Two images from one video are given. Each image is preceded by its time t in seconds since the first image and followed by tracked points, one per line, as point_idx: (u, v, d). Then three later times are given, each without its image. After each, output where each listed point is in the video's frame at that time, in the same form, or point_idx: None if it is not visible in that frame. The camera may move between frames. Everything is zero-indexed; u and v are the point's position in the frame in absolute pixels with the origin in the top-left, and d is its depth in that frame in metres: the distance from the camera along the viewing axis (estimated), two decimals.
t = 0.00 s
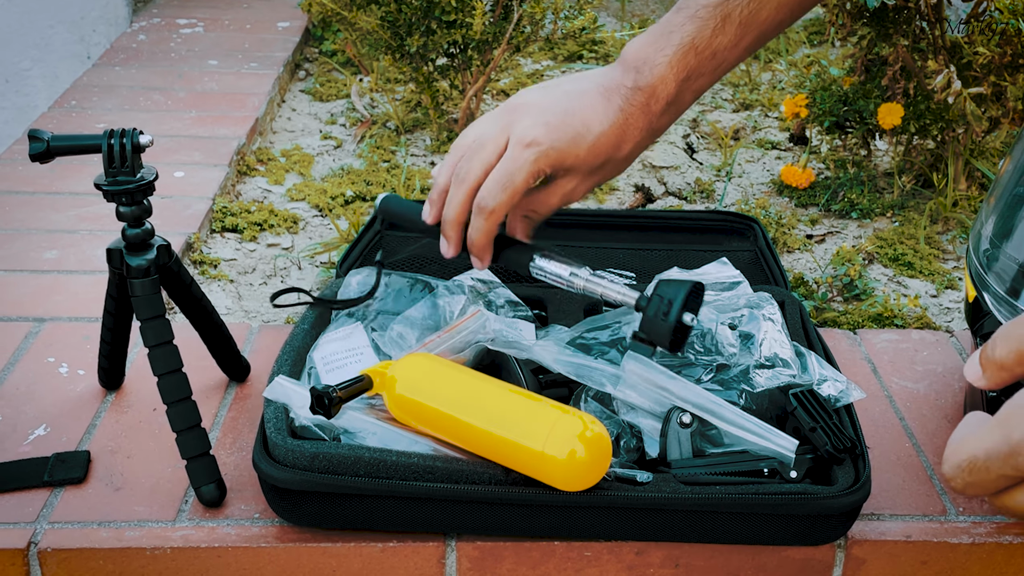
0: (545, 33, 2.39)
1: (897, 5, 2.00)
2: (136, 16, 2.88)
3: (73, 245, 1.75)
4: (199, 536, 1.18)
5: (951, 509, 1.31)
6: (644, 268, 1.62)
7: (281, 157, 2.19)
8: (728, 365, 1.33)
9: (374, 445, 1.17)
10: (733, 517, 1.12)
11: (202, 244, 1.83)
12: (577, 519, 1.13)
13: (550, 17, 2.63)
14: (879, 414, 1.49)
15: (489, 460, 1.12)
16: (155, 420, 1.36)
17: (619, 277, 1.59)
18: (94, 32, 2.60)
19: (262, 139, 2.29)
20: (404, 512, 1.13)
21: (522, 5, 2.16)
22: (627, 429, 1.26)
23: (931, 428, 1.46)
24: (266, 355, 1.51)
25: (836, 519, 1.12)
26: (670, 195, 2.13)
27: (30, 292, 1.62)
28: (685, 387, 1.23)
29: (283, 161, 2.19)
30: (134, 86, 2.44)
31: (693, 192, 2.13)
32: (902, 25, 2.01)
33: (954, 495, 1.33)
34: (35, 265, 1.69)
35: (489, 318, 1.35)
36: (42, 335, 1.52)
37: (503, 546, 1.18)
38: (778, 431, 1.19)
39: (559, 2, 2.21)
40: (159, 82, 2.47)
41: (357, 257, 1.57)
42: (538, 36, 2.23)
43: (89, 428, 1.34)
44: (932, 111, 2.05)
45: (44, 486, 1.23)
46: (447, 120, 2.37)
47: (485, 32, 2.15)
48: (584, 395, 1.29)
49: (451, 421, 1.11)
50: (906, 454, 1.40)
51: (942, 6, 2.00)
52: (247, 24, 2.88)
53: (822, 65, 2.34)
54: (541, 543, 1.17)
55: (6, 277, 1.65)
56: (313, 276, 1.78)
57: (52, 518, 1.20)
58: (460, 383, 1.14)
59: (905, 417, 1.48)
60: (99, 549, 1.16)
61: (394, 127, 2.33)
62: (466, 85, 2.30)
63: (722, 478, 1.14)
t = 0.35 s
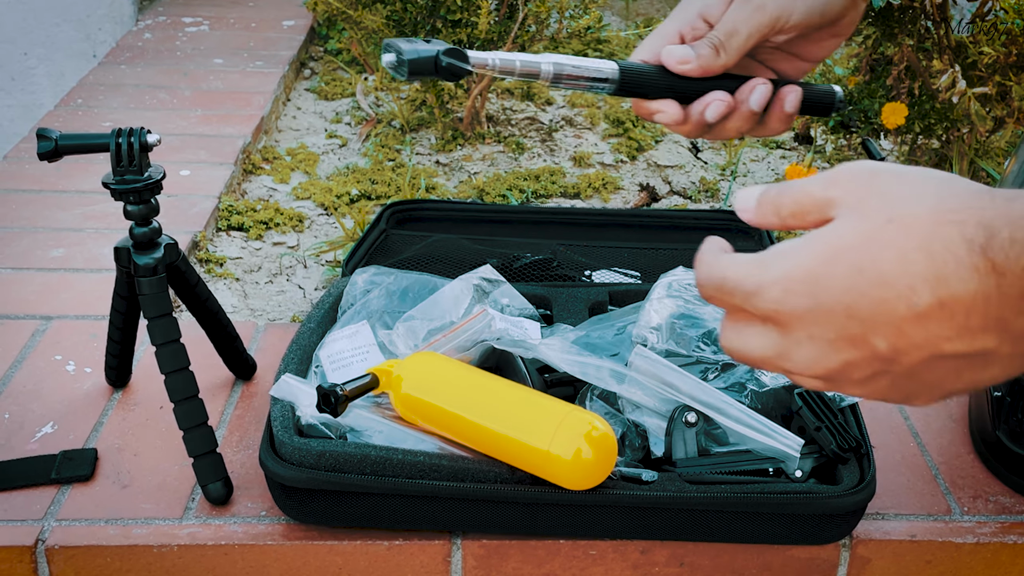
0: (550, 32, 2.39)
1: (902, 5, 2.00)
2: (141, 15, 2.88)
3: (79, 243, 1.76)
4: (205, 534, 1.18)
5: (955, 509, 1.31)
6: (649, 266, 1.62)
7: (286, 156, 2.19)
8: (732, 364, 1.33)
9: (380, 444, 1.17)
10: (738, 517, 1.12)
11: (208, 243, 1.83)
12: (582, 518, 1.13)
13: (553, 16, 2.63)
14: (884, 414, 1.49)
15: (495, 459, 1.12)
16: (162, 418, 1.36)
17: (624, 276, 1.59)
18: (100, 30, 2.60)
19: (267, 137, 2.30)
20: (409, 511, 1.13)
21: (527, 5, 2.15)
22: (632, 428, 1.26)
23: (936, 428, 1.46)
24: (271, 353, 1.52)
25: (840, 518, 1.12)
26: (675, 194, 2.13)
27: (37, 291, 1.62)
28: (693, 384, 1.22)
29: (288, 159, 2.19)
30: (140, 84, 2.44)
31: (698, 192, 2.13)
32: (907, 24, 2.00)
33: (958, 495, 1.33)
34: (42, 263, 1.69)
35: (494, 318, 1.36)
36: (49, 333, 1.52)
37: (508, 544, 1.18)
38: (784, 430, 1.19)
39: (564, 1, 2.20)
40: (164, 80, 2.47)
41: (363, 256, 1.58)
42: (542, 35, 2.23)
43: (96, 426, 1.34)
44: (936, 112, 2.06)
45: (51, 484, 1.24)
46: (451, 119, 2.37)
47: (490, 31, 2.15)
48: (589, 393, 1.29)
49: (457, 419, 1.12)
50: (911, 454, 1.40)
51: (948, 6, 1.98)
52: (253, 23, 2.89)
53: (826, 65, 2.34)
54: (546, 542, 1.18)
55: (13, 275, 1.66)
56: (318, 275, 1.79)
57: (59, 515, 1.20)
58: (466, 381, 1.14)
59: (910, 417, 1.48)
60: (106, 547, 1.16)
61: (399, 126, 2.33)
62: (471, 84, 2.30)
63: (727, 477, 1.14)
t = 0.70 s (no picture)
0: (552, 32, 2.39)
1: (904, 5, 1.99)
2: (143, 15, 2.88)
3: (81, 243, 1.76)
4: (206, 534, 1.18)
5: (955, 510, 1.31)
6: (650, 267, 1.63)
7: (288, 156, 2.20)
8: (733, 364, 1.33)
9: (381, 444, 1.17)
10: (738, 517, 1.13)
11: (210, 243, 1.83)
12: (583, 519, 1.13)
13: (556, 16, 2.62)
14: (885, 415, 1.49)
15: (496, 460, 1.12)
16: (163, 418, 1.37)
17: (625, 277, 1.60)
18: (102, 29, 2.60)
19: (269, 137, 2.30)
20: (410, 511, 1.14)
21: (529, 5, 2.15)
22: (633, 428, 1.26)
23: (936, 429, 1.46)
24: (273, 352, 1.52)
25: (841, 519, 1.13)
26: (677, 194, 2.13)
27: (39, 291, 1.63)
28: (694, 384, 1.23)
29: (290, 159, 2.19)
30: (142, 84, 2.45)
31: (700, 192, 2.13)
32: (907, 24, 2.01)
33: (958, 496, 1.33)
34: (44, 263, 1.70)
35: (495, 318, 1.36)
36: (51, 333, 1.53)
37: (509, 544, 1.18)
38: (785, 431, 1.19)
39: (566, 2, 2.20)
40: (166, 80, 2.47)
41: (364, 256, 1.58)
42: (544, 35, 2.22)
43: (97, 426, 1.35)
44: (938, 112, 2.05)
45: (52, 483, 1.24)
46: (453, 119, 2.37)
47: (491, 31, 2.15)
48: (590, 394, 1.30)
49: (458, 420, 1.12)
50: (912, 455, 1.40)
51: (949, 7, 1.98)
52: (255, 23, 2.89)
53: (827, 65, 2.34)
54: (547, 543, 1.18)
55: (15, 274, 1.66)
56: (320, 275, 1.79)
57: (61, 515, 1.20)
58: (468, 382, 1.15)
59: (910, 417, 1.48)
60: (108, 546, 1.17)
61: (401, 126, 2.33)
62: (473, 84, 2.30)
63: (727, 478, 1.14)
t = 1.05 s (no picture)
0: (552, 31, 2.39)
1: (903, 5, 1.99)
2: (144, 14, 2.89)
3: (81, 242, 1.76)
4: (206, 534, 1.19)
5: (955, 511, 1.31)
6: (650, 267, 1.63)
7: (288, 155, 2.20)
8: (733, 364, 1.33)
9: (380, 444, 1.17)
10: (736, 517, 1.13)
11: (210, 242, 1.83)
12: (581, 519, 1.13)
13: (557, 17, 2.62)
14: (884, 415, 1.49)
15: (495, 460, 1.12)
16: (163, 418, 1.37)
17: (625, 276, 1.60)
18: (103, 29, 2.60)
19: (270, 136, 2.30)
20: (409, 511, 1.14)
21: (529, 5, 2.15)
22: (632, 429, 1.26)
23: (936, 429, 1.46)
24: (273, 352, 1.52)
25: (839, 519, 1.13)
26: (676, 194, 2.13)
27: (39, 290, 1.63)
28: (693, 384, 1.23)
29: (290, 159, 2.20)
30: (143, 83, 2.45)
31: (699, 192, 2.13)
32: (908, 25, 2.01)
33: (958, 496, 1.33)
34: (44, 262, 1.70)
35: (494, 318, 1.36)
36: (50, 332, 1.53)
37: (508, 544, 1.18)
38: (784, 431, 1.19)
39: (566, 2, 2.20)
40: (167, 80, 2.48)
41: (364, 256, 1.58)
42: (544, 35, 2.21)
43: (97, 425, 1.35)
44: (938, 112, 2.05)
45: (52, 483, 1.25)
46: (453, 118, 2.37)
47: (491, 31, 2.16)
48: (589, 394, 1.30)
49: (457, 420, 1.12)
50: (911, 455, 1.41)
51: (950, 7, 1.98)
52: (255, 22, 2.89)
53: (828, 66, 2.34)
54: (545, 543, 1.18)
55: (16, 274, 1.67)
56: (320, 274, 1.79)
57: (61, 514, 1.21)
58: (467, 382, 1.15)
59: (910, 418, 1.48)
60: (107, 546, 1.17)
61: (401, 125, 2.34)
62: (473, 83, 2.30)
63: (726, 478, 1.14)
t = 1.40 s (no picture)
0: (552, 30, 2.38)
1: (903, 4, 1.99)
2: (143, 13, 2.88)
3: (80, 241, 1.76)
4: (205, 532, 1.18)
5: (955, 510, 1.31)
6: (649, 265, 1.62)
7: (287, 154, 2.19)
8: (732, 363, 1.33)
9: (378, 442, 1.17)
10: (736, 517, 1.12)
11: (208, 241, 1.83)
12: (580, 518, 1.13)
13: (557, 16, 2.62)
14: (884, 414, 1.48)
15: (494, 458, 1.12)
16: (162, 416, 1.37)
17: (624, 275, 1.59)
18: (102, 28, 2.60)
19: (269, 135, 2.30)
20: (408, 509, 1.13)
21: (528, 4, 2.14)
22: (632, 427, 1.26)
23: (936, 428, 1.46)
24: (271, 351, 1.52)
25: (839, 518, 1.12)
26: (676, 193, 2.12)
27: (38, 288, 1.62)
28: (693, 383, 1.23)
29: (289, 157, 2.19)
30: (142, 82, 2.44)
31: (700, 190, 2.12)
32: (908, 23, 2.02)
33: (957, 495, 1.33)
34: (43, 260, 1.70)
35: (493, 317, 1.36)
36: (49, 331, 1.53)
37: (507, 543, 1.18)
38: (783, 430, 1.19)
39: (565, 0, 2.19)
40: (166, 78, 2.47)
41: (362, 255, 1.58)
42: (544, 33, 2.21)
43: (96, 424, 1.35)
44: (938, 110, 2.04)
45: (50, 481, 1.24)
46: (453, 117, 2.36)
47: (490, 29, 2.16)
48: (588, 393, 1.30)
49: (456, 419, 1.12)
50: (910, 454, 1.40)
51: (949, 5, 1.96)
52: (255, 21, 2.89)
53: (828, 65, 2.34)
54: (544, 541, 1.18)
55: (14, 272, 1.66)
56: (318, 273, 1.79)
57: (59, 513, 1.20)
58: (466, 380, 1.14)
59: (909, 417, 1.48)
60: (104, 544, 1.17)
61: (400, 125, 2.33)
62: (472, 82, 2.30)
63: (725, 477, 1.14)
